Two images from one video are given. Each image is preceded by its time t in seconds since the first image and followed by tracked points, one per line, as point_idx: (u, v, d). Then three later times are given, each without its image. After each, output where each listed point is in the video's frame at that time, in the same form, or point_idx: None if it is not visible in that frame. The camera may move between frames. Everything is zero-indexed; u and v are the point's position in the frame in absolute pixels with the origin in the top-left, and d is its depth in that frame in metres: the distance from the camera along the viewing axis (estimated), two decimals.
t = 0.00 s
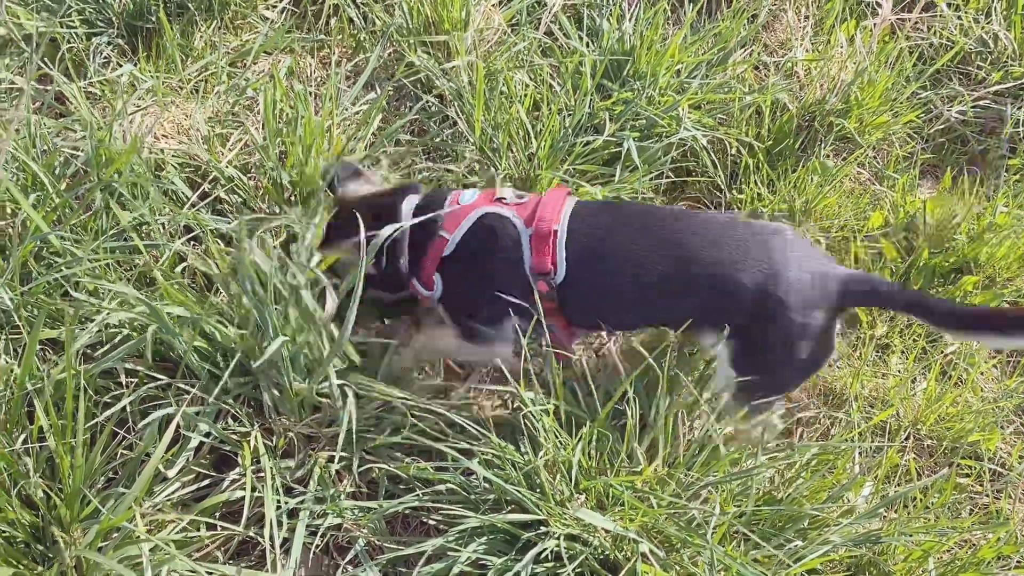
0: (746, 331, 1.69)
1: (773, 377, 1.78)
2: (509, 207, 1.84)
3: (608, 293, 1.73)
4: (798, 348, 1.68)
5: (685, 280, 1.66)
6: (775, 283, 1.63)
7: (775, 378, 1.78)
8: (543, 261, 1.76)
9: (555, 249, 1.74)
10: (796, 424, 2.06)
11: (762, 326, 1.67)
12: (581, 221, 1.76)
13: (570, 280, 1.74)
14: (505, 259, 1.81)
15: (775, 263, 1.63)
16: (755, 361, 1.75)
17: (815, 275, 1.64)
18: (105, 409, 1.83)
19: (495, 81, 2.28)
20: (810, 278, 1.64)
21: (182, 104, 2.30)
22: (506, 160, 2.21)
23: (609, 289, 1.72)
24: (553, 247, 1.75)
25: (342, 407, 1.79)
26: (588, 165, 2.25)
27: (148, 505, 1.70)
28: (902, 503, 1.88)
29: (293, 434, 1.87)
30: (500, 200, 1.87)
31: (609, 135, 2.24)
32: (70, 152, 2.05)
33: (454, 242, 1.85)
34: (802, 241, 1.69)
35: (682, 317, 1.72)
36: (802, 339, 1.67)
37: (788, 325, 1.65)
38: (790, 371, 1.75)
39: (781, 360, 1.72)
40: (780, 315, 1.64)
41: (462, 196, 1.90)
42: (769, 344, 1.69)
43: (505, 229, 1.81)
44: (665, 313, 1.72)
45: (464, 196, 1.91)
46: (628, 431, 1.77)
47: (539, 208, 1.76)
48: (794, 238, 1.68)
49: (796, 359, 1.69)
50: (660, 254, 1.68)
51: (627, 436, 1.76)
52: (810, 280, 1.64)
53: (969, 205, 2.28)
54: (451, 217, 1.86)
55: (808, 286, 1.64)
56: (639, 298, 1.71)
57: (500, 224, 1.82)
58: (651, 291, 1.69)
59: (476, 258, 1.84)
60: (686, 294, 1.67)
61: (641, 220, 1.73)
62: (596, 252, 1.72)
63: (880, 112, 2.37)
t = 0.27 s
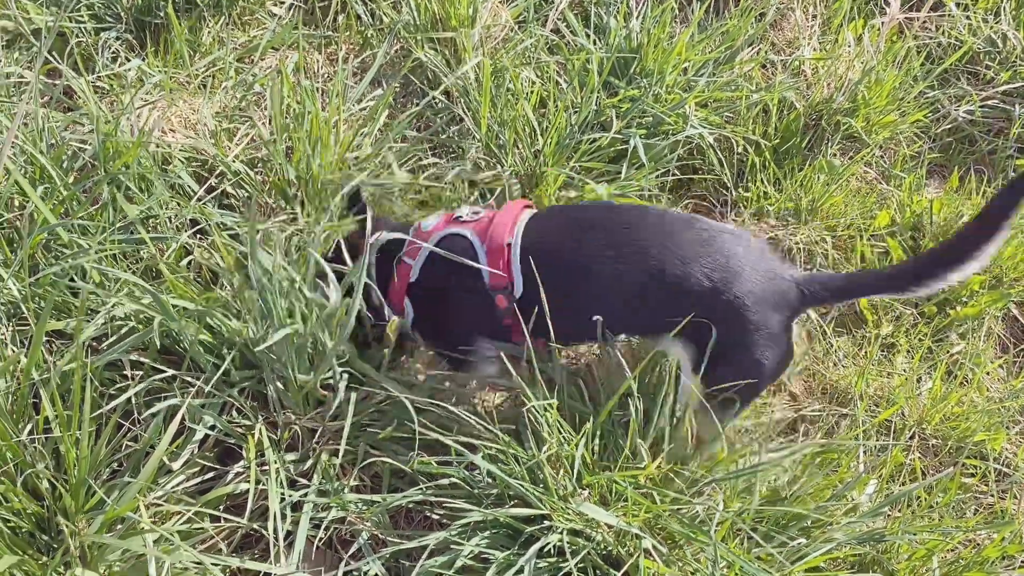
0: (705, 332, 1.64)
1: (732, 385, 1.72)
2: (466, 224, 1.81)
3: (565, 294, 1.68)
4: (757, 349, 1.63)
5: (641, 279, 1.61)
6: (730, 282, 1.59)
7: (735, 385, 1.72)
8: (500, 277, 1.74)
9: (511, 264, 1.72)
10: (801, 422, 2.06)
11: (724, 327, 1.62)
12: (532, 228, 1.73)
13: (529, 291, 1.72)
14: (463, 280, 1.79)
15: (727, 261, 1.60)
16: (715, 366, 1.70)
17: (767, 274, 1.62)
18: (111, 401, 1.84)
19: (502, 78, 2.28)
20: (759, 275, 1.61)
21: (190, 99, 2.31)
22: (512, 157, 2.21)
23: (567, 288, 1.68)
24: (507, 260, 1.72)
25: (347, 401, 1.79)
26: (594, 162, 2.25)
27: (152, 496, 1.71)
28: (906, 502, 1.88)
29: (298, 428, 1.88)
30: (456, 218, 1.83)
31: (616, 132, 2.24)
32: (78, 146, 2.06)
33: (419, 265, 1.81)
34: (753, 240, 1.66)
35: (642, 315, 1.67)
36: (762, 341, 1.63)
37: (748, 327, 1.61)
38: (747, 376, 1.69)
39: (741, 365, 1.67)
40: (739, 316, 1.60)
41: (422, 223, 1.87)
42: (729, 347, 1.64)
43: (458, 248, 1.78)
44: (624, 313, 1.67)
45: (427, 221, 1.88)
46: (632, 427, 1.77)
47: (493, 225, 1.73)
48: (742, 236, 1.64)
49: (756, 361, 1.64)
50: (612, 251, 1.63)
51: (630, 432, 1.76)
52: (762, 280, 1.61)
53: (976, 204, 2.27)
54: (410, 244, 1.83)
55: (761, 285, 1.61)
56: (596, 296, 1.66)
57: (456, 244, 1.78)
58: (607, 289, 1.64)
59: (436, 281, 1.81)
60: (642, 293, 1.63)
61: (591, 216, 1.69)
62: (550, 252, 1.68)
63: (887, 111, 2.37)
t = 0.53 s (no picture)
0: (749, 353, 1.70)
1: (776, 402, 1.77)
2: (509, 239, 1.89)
3: (610, 313, 1.76)
4: (802, 368, 1.68)
5: (687, 303, 1.68)
6: (774, 303, 1.65)
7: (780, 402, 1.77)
8: (538, 293, 1.82)
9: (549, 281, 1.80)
10: (808, 425, 2.06)
11: (769, 347, 1.68)
12: (577, 246, 1.81)
13: (568, 308, 1.80)
14: (503, 293, 1.88)
15: (770, 283, 1.66)
16: (760, 385, 1.75)
17: (811, 294, 1.68)
18: (123, 399, 1.86)
19: (511, 81, 2.29)
20: (803, 294, 1.67)
21: (202, 101, 2.33)
22: (521, 159, 2.22)
23: (611, 307, 1.76)
24: (546, 277, 1.80)
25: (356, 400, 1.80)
26: (602, 165, 2.26)
27: (164, 493, 1.73)
28: (912, 507, 1.88)
29: (307, 427, 1.89)
30: (502, 231, 1.92)
31: (624, 136, 2.25)
32: (91, 146, 2.07)
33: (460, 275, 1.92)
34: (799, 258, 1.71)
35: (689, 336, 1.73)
36: (807, 360, 1.68)
37: (792, 347, 1.67)
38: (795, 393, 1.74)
39: (788, 383, 1.72)
40: (783, 336, 1.66)
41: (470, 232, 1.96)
42: (773, 366, 1.70)
43: (502, 261, 1.87)
44: (671, 334, 1.74)
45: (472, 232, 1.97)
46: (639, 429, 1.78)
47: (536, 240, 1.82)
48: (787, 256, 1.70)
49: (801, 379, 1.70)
50: (657, 273, 1.70)
51: (638, 434, 1.77)
52: (807, 299, 1.67)
53: (985, 209, 2.27)
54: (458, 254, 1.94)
55: (806, 304, 1.67)
56: (641, 317, 1.74)
57: (500, 257, 1.87)
58: (651, 309, 1.72)
59: (478, 292, 1.91)
60: (687, 315, 1.70)
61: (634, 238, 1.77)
62: (596, 273, 1.76)
63: (896, 116, 2.38)
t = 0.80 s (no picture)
0: (776, 352, 1.73)
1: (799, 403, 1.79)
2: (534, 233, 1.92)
3: (642, 304, 1.78)
4: (828, 368, 1.72)
5: (718, 298, 1.72)
6: (800, 300, 1.71)
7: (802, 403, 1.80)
8: (569, 281, 1.83)
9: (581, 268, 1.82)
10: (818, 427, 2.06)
11: (795, 346, 1.72)
12: (603, 238, 1.84)
13: (601, 296, 1.82)
14: (530, 284, 1.88)
15: (797, 283, 1.71)
16: (783, 386, 1.78)
17: (836, 295, 1.73)
18: (136, 396, 1.86)
19: (523, 81, 2.29)
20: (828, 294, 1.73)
21: (215, 99, 2.33)
22: (533, 159, 2.22)
23: (643, 299, 1.78)
24: (578, 265, 1.83)
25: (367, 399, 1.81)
26: (614, 165, 2.26)
27: (176, 490, 1.73)
28: (924, 510, 1.88)
29: (319, 425, 1.90)
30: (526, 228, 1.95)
31: (636, 136, 2.25)
32: (105, 144, 2.08)
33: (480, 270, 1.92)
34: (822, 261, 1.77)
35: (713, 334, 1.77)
36: (832, 360, 1.72)
37: (818, 347, 1.71)
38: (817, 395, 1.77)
39: (810, 384, 1.75)
40: (809, 335, 1.71)
41: (489, 231, 1.99)
42: (799, 366, 1.73)
43: (528, 253, 1.89)
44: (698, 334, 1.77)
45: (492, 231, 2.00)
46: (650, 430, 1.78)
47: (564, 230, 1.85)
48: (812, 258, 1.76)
49: (826, 379, 1.73)
50: (688, 268, 1.74)
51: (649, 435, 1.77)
52: (831, 298, 1.72)
53: (998, 212, 2.26)
54: (478, 250, 1.95)
55: (829, 304, 1.72)
56: (672, 313, 1.76)
57: (526, 249, 1.89)
58: (681, 303, 1.75)
59: (504, 285, 1.91)
60: (717, 311, 1.73)
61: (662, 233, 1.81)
62: (628, 262, 1.80)
63: (908, 118, 2.37)
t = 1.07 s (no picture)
0: (772, 355, 1.70)
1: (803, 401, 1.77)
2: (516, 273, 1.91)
3: (634, 329, 1.75)
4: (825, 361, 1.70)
5: (711, 311, 1.68)
6: (788, 304, 1.67)
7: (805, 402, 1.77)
8: (557, 322, 1.83)
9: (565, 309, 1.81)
10: (824, 431, 2.06)
11: (788, 346, 1.69)
12: (584, 272, 1.83)
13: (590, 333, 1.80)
14: (519, 323, 1.88)
15: (786, 284, 1.68)
16: (784, 387, 1.75)
17: (823, 291, 1.71)
18: (146, 396, 1.88)
19: (531, 84, 2.30)
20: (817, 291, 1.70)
21: (225, 101, 2.35)
22: (540, 162, 2.23)
23: (634, 324, 1.75)
24: (563, 306, 1.81)
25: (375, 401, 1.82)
26: (621, 169, 2.27)
27: (185, 490, 1.74)
28: (929, 514, 1.88)
29: (326, 426, 1.91)
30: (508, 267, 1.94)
31: (643, 140, 2.26)
32: (116, 145, 2.09)
33: (471, 313, 1.92)
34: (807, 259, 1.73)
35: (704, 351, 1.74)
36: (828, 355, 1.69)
37: (813, 343, 1.68)
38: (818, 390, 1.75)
39: (811, 380, 1.73)
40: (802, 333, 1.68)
41: (476, 269, 1.97)
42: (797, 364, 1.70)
43: (513, 295, 1.88)
44: (688, 351, 1.74)
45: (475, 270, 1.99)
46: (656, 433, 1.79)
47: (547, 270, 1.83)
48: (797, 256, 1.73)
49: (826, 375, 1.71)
50: (675, 283, 1.71)
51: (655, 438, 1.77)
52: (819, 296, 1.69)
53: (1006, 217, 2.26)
54: (466, 293, 1.95)
55: (818, 301, 1.69)
56: (668, 330, 1.72)
57: (510, 290, 1.88)
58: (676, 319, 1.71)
59: (496, 325, 1.90)
60: (711, 322, 1.69)
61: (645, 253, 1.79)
62: (615, 291, 1.78)
63: (916, 122, 2.37)
